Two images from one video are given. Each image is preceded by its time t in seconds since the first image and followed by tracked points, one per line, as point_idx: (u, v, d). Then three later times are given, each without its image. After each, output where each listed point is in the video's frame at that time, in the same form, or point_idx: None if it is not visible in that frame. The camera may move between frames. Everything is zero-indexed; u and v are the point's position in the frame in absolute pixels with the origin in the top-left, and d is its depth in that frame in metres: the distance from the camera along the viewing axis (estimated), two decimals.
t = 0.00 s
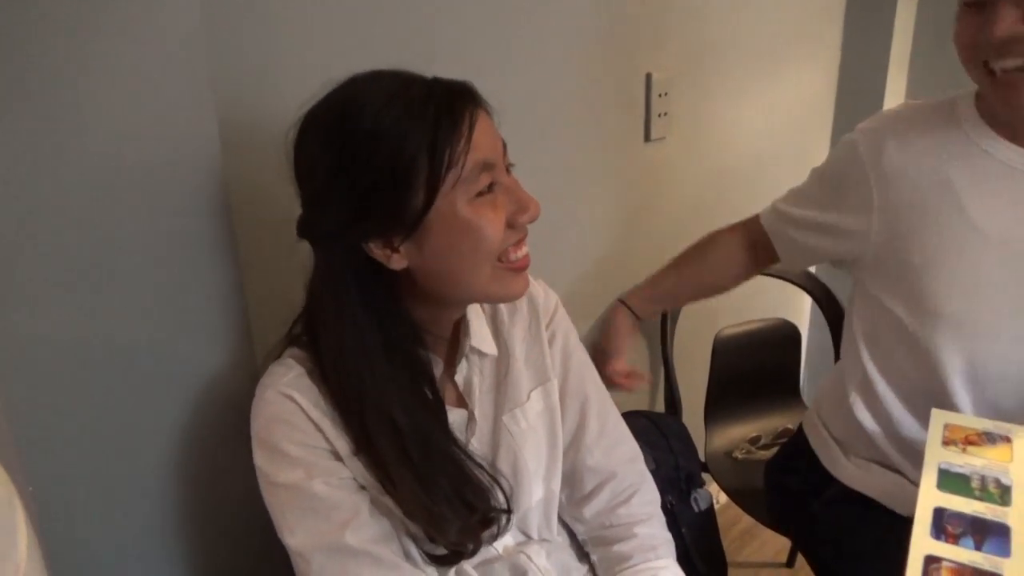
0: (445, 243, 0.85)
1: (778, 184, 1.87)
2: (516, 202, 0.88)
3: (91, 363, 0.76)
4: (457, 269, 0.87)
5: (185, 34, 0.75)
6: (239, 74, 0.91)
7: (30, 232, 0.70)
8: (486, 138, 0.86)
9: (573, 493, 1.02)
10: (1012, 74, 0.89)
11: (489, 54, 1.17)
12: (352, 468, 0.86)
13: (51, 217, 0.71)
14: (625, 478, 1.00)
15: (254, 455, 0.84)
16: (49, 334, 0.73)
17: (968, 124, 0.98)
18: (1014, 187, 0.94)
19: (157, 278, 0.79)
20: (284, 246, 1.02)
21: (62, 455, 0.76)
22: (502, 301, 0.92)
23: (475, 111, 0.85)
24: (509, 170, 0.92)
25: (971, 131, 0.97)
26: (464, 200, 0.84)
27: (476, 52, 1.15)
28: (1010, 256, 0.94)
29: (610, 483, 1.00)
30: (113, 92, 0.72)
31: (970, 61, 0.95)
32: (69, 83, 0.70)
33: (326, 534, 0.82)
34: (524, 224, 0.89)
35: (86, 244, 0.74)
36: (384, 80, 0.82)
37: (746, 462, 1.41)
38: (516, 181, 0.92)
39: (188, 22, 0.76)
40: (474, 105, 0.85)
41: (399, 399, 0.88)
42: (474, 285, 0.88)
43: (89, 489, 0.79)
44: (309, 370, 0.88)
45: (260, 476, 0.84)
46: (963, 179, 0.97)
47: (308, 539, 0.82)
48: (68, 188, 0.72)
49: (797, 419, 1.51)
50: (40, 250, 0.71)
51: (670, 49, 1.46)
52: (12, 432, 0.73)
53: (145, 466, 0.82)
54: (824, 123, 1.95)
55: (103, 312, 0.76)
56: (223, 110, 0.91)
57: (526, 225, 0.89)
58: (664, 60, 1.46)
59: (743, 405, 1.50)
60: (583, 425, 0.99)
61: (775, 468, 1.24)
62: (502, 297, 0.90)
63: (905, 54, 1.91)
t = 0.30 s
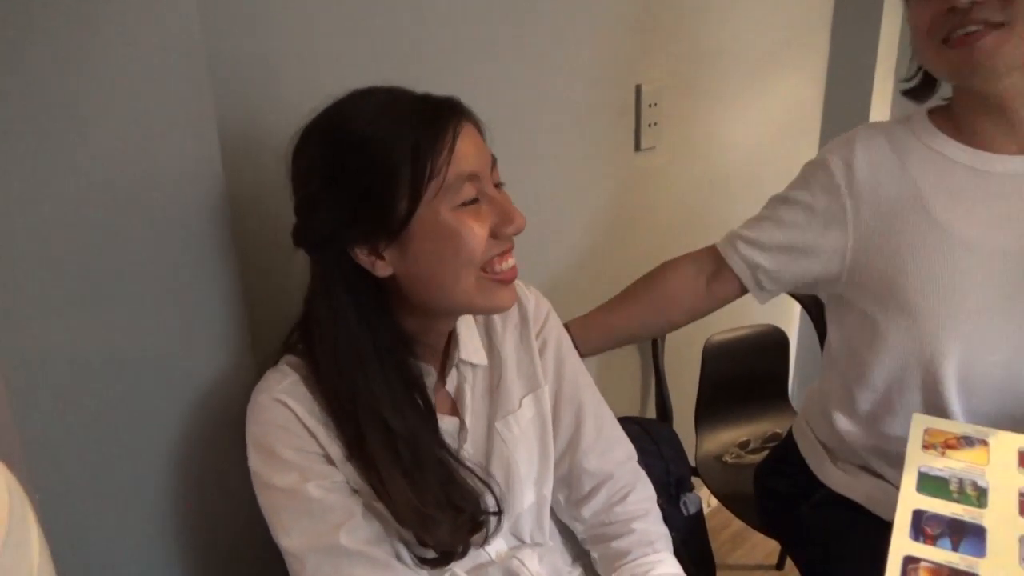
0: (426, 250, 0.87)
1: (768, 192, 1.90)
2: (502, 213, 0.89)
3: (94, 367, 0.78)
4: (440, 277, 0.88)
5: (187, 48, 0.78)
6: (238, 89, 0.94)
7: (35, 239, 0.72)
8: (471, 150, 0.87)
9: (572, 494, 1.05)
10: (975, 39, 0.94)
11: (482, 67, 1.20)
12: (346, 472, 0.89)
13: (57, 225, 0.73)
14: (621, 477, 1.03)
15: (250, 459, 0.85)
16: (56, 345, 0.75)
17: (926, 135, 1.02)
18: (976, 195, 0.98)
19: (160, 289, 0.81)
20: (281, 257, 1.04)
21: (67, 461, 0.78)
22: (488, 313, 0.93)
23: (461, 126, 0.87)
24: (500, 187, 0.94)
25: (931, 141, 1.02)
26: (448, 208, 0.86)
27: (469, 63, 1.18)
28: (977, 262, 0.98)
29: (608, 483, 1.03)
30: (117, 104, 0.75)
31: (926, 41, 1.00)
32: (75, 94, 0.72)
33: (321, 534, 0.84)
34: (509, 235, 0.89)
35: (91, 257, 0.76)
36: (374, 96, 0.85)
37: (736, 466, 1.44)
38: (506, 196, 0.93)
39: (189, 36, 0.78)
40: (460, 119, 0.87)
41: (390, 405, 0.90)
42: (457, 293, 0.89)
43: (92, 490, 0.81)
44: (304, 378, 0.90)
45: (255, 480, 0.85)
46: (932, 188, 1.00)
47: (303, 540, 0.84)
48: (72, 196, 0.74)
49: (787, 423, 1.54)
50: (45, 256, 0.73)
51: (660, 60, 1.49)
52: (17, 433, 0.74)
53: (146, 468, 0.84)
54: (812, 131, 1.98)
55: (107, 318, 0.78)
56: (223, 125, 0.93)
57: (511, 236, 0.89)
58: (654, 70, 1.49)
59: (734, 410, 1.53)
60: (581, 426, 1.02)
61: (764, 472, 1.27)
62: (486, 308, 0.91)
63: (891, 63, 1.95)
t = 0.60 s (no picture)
0: (392, 263, 0.91)
1: (730, 204, 1.97)
2: (464, 224, 0.93)
3: (80, 382, 0.80)
4: (409, 287, 0.92)
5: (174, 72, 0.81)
6: (217, 109, 0.97)
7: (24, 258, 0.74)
8: (433, 166, 0.92)
9: (551, 493, 1.09)
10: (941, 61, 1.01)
11: (454, 87, 1.24)
12: (325, 476, 0.91)
13: (45, 244, 0.75)
14: (596, 470, 1.08)
15: (232, 466, 0.88)
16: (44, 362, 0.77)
17: (864, 151, 1.10)
18: (914, 205, 1.06)
19: (144, 305, 0.83)
20: (256, 273, 1.07)
21: (53, 475, 0.80)
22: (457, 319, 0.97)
23: (420, 144, 0.91)
24: (463, 199, 0.98)
25: (869, 156, 1.10)
26: (412, 220, 0.90)
27: (442, 83, 1.22)
28: (917, 268, 1.05)
29: (584, 477, 1.07)
30: (105, 126, 0.77)
31: (889, 67, 1.05)
32: (66, 116, 0.74)
33: (301, 538, 0.86)
34: (471, 244, 0.93)
35: (79, 275, 0.78)
36: (340, 120, 0.89)
37: (701, 470, 1.49)
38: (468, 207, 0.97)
39: (174, 61, 0.81)
40: (420, 138, 0.92)
41: (364, 411, 0.93)
42: (421, 297, 0.92)
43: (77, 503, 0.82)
44: (284, 387, 0.93)
45: (236, 487, 0.88)
46: (877, 202, 1.07)
47: (284, 543, 0.86)
48: (61, 216, 0.76)
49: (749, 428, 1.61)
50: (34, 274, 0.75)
51: (625, 79, 1.55)
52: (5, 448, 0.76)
53: (129, 480, 0.86)
54: (771, 145, 2.06)
55: (94, 334, 0.80)
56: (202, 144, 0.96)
57: (474, 245, 0.94)
58: (620, 89, 1.55)
59: (699, 416, 1.59)
60: (554, 431, 1.06)
61: (726, 476, 1.32)
62: (454, 314, 0.94)
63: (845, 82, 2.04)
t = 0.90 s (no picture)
0: (380, 287, 0.95)
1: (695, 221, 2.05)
2: (448, 251, 0.98)
3: (70, 401, 0.83)
4: (395, 311, 0.96)
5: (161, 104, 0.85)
6: (203, 138, 1.01)
7: (16, 283, 0.77)
8: (420, 196, 0.97)
9: (509, 510, 1.14)
10: (863, 163, 1.09)
11: (429, 113, 1.30)
12: (313, 487, 0.95)
13: (38, 268, 0.78)
14: (553, 492, 1.12)
15: (227, 479, 0.91)
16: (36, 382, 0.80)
17: (805, 185, 1.17)
18: (846, 231, 1.15)
19: (132, 327, 0.87)
20: (242, 295, 1.10)
21: (44, 492, 0.83)
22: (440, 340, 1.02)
23: (409, 175, 0.96)
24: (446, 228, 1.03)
25: (809, 190, 1.17)
26: (400, 247, 0.95)
27: (416, 111, 1.27)
28: (851, 290, 1.14)
29: (540, 498, 1.11)
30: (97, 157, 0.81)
31: (816, 154, 1.12)
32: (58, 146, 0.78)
33: (291, 547, 0.90)
34: (454, 270, 0.98)
35: (71, 299, 0.81)
36: (332, 152, 0.94)
37: (667, 479, 1.55)
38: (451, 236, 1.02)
39: (161, 94, 0.85)
40: (408, 169, 0.96)
41: (349, 426, 0.97)
42: (411, 320, 0.97)
43: (66, 519, 0.85)
44: (274, 404, 0.96)
45: (230, 499, 0.91)
46: (813, 232, 1.15)
47: (273, 552, 0.90)
48: (54, 241, 0.79)
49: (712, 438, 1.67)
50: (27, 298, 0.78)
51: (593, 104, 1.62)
52: None
53: (117, 497, 0.89)
54: (734, 164, 2.15)
55: (84, 355, 0.83)
56: (188, 172, 1.00)
57: (456, 271, 0.99)
58: (587, 114, 1.61)
59: (665, 427, 1.65)
60: (515, 445, 1.11)
61: (690, 485, 1.38)
62: (436, 336, 0.99)
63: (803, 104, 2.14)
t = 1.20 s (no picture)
0: (366, 293, 1.01)
1: (665, 227, 2.13)
2: (429, 261, 1.05)
3: (73, 404, 0.88)
4: (378, 314, 1.02)
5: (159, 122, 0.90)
6: (197, 153, 1.06)
7: (23, 293, 0.82)
8: (405, 210, 1.03)
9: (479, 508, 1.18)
10: (813, 129, 1.17)
11: (411, 126, 1.35)
12: (303, 480, 1.00)
13: (43, 280, 0.83)
14: (516, 490, 1.16)
15: (222, 474, 0.96)
16: (42, 386, 0.85)
17: (766, 197, 1.26)
18: (800, 242, 1.23)
19: (130, 332, 0.92)
20: (233, 302, 1.15)
21: (49, 490, 0.87)
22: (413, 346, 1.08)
23: (395, 190, 1.02)
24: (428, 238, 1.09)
25: (767, 200, 1.26)
26: (384, 256, 1.01)
27: (398, 124, 1.33)
28: (806, 295, 1.22)
29: (504, 496, 1.16)
30: (96, 174, 0.86)
31: (772, 128, 1.21)
32: (61, 164, 0.83)
33: (286, 537, 0.95)
34: (434, 278, 1.05)
35: (73, 307, 0.86)
36: (321, 168, 1.00)
37: (641, 475, 1.62)
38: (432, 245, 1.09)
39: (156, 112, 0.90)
40: (394, 185, 1.03)
41: (336, 422, 1.02)
42: (392, 324, 1.03)
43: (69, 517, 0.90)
44: (265, 404, 1.02)
45: (226, 493, 0.96)
46: (769, 240, 1.24)
47: (269, 543, 0.95)
48: (58, 254, 0.84)
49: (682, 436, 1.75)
50: (34, 308, 0.83)
51: (567, 115, 1.69)
52: (5, 467, 0.83)
53: (117, 495, 0.94)
54: (703, 171, 2.24)
55: (85, 361, 0.88)
56: (183, 185, 1.05)
57: (436, 280, 1.05)
58: (561, 125, 1.68)
59: (637, 425, 1.72)
60: (485, 440, 1.16)
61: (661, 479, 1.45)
62: (414, 341, 1.05)
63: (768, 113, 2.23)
